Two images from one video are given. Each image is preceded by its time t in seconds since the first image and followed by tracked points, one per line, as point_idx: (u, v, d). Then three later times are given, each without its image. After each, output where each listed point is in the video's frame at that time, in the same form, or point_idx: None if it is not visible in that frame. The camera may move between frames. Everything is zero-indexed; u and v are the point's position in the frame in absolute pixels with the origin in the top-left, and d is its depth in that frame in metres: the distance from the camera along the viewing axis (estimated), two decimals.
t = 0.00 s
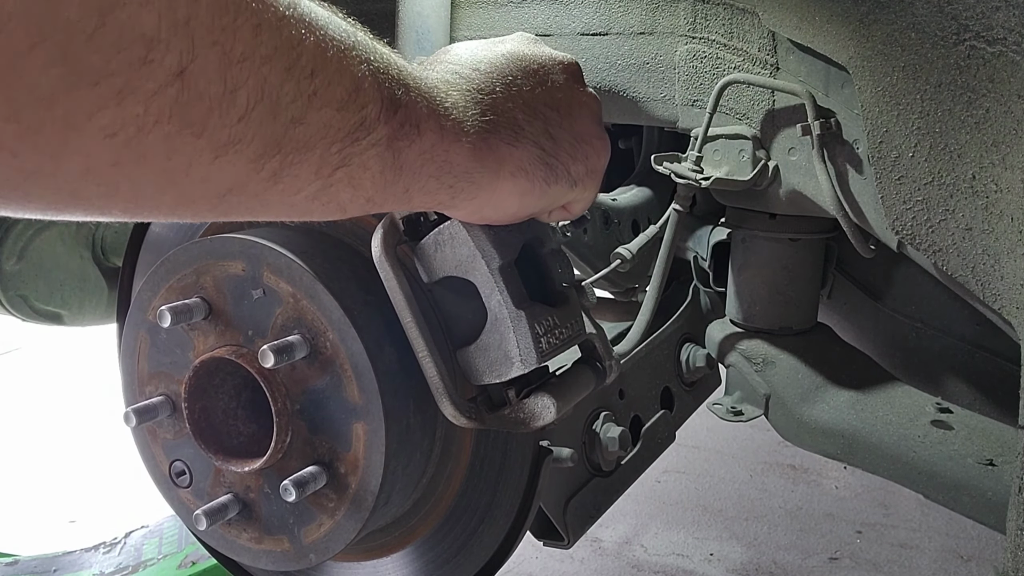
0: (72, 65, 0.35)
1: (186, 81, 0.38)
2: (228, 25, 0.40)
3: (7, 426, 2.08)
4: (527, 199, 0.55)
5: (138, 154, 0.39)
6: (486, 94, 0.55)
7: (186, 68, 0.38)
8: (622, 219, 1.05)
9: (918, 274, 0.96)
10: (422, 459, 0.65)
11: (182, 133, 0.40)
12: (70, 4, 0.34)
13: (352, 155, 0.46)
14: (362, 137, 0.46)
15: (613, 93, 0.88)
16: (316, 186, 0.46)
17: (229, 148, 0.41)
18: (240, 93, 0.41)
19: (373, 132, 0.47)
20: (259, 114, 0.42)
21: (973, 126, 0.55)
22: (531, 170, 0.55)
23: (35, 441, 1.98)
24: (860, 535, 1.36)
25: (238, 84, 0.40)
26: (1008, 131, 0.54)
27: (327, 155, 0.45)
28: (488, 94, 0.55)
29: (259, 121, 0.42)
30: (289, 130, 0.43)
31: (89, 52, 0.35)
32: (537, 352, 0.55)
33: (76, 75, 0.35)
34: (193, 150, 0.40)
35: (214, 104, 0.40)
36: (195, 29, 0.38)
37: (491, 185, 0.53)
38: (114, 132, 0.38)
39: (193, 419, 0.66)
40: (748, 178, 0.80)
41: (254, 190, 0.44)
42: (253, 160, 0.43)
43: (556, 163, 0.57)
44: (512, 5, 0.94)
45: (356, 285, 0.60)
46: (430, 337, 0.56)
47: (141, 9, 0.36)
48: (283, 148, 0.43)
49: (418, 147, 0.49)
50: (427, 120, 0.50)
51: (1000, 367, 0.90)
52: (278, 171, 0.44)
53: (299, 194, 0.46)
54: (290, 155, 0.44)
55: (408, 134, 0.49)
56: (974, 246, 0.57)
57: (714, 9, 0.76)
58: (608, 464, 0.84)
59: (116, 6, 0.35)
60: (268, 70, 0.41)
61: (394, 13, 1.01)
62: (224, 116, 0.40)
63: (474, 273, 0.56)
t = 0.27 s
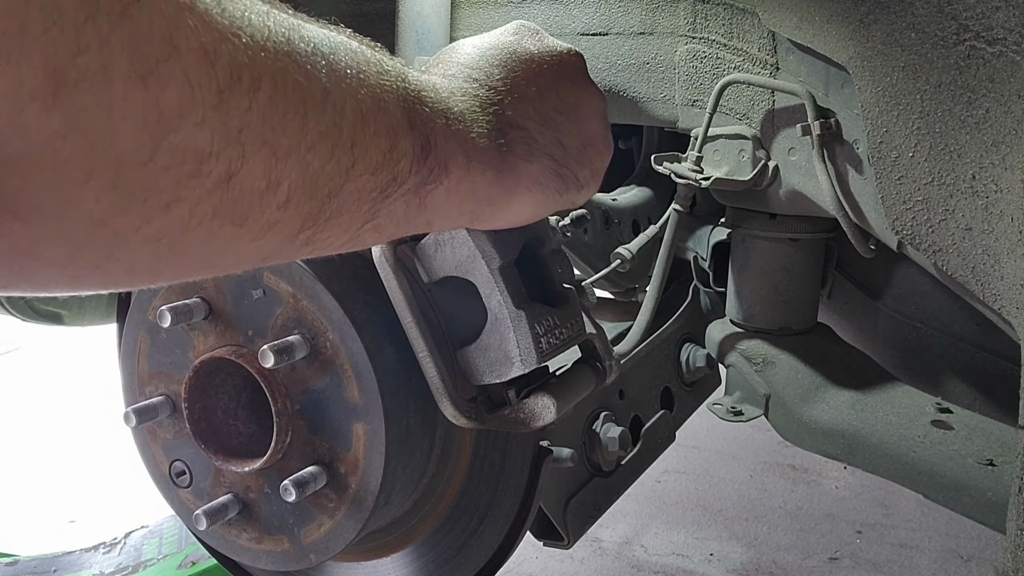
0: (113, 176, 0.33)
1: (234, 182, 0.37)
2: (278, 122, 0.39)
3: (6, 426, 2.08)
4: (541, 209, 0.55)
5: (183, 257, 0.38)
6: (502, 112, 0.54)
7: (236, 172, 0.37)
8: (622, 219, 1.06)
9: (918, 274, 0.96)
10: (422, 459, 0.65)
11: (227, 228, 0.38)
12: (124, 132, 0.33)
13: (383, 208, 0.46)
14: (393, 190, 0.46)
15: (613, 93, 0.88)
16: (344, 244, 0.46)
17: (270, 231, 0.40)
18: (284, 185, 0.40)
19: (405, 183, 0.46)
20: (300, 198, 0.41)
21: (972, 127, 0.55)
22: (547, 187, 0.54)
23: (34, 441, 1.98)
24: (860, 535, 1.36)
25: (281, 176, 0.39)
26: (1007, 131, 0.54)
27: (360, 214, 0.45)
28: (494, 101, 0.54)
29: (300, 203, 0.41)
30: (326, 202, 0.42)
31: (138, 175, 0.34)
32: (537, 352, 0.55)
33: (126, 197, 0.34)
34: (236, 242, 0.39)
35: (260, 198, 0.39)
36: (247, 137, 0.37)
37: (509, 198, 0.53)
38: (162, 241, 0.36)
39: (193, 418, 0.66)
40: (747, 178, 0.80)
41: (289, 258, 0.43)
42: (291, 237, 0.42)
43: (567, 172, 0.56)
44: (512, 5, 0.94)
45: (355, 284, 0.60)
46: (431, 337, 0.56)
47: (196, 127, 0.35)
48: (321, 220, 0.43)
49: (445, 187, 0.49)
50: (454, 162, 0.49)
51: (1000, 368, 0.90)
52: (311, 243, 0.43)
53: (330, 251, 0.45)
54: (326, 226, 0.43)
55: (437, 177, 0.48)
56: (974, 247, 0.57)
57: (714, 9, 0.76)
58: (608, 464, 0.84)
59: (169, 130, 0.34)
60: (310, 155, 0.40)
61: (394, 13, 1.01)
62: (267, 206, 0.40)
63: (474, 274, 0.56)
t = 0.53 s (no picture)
0: (111, 144, 0.33)
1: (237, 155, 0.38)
2: (279, 97, 0.39)
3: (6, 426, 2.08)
4: (540, 205, 0.55)
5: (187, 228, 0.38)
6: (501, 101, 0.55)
7: (238, 143, 0.38)
8: (622, 219, 1.06)
9: (917, 274, 0.96)
10: (421, 459, 0.65)
11: (228, 201, 0.39)
12: (130, 104, 0.33)
13: (384, 188, 0.46)
14: (393, 171, 0.46)
15: (613, 93, 0.88)
16: (344, 223, 0.46)
17: (270, 207, 0.41)
18: (285, 160, 0.40)
19: (403, 164, 0.46)
20: (299, 174, 0.41)
21: (973, 127, 0.55)
22: (545, 178, 0.54)
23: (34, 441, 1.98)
24: (860, 535, 1.36)
25: (282, 151, 0.40)
26: (1008, 131, 0.54)
27: (361, 191, 0.45)
28: (499, 95, 0.55)
29: (300, 178, 0.41)
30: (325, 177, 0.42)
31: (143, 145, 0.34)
32: (537, 352, 0.55)
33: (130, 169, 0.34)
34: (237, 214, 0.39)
35: (260, 171, 0.39)
36: (248, 108, 0.37)
37: (509, 185, 0.52)
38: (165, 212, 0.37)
39: (193, 419, 0.66)
40: (747, 178, 0.80)
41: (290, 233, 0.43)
42: (292, 212, 0.42)
43: (566, 166, 0.56)
44: (512, 5, 0.94)
45: (355, 284, 0.60)
46: (431, 337, 0.56)
47: (197, 97, 0.35)
48: (323, 194, 0.43)
49: (444, 171, 0.49)
50: (454, 147, 0.49)
51: (1000, 368, 0.90)
52: (309, 219, 0.43)
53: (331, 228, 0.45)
54: (326, 200, 0.43)
55: (436, 159, 0.48)
56: (974, 247, 0.57)
57: (714, 9, 0.76)
58: (608, 464, 0.84)
59: (171, 101, 0.34)
60: (311, 131, 0.40)
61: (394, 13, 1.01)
62: (269, 180, 0.40)
63: (474, 274, 0.56)
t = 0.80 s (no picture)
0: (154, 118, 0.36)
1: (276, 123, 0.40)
2: (313, 56, 0.40)
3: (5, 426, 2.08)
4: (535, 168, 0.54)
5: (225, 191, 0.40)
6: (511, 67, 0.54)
7: (276, 108, 0.39)
8: (623, 219, 1.06)
9: (917, 274, 0.96)
10: (421, 459, 0.65)
11: (264, 168, 0.41)
12: (175, 71, 0.36)
13: (402, 150, 0.45)
14: (412, 128, 0.45)
15: (613, 93, 0.88)
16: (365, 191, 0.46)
17: (306, 172, 0.42)
18: (317, 123, 0.41)
19: (419, 120, 0.45)
20: (330, 132, 0.42)
21: (972, 127, 0.55)
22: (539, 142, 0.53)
23: (34, 441, 1.98)
24: (860, 535, 1.36)
25: (316, 111, 0.40)
26: (1007, 131, 0.54)
27: (383, 155, 0.45)
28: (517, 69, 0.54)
29: (331, 141, 0.42)
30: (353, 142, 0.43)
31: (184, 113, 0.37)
32: (537, 352, 0.55)
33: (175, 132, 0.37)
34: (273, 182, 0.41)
35: (293, 134, 0.40)
36: (283, 70, 0.39)
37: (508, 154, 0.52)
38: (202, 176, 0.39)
39: (193, 419, 0.66)
40: (747, 178, 0.80)
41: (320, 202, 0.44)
42: (322, 176, 0.43)
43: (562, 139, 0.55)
44: (512, 6, 0.94)
45: (356, 285, 0.60)
46: (431, 338, 0.56)
47: (239, 62, 0.37)
48: (351, 161, 0.43)
49: (451, 125, 0.47)
50: (460, 95, 0.47)
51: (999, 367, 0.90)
52: (339, 185, 0.44)
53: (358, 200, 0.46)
54: (354, 166, 0.44)
55: (446, 112, 0.46)
56: (974, 247, 0.57)
57: (714, 9, 0.76)
58: (608, 464, 0.84)
59: (215, 65, 0.37)
60: (341, 92, 0.41)
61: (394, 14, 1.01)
62: (302, 143, 0.41)
63: (474, 274, 0.55)
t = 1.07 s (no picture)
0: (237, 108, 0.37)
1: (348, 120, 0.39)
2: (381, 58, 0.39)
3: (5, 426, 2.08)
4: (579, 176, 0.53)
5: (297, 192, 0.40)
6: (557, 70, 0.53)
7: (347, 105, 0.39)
8: (623, 219, 1.06)
9: (917, 275, 0.96)
10: (422, 459, 0.65)
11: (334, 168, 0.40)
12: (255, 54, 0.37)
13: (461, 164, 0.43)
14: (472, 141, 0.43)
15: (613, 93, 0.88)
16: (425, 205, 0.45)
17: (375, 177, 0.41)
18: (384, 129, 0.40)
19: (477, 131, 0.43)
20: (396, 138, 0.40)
21: (972, 127, 0.55)
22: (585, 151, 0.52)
23: (33, 442, 1.98)
24: (860, 535, 1.36)
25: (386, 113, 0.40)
26: (1007, 132, 0.54)
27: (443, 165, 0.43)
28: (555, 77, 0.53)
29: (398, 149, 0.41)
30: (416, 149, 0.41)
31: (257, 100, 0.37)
32: (537, 352, 0.55)
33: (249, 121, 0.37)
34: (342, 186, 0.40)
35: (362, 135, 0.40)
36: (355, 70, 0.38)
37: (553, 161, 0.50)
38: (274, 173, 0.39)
39: (194, 419, 0.66)
40: (747, 178, 0.80)
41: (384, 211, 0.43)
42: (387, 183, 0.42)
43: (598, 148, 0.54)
44: (511, 6, 0.94)
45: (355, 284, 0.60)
46: (432, 338, 0.56)
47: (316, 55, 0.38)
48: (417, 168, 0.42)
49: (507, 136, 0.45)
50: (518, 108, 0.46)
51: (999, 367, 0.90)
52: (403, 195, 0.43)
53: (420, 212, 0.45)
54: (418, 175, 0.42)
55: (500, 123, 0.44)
56: (974, 247, 0.57)
57: (714, 9, 0.76)
58: (608, 464, 0.84)
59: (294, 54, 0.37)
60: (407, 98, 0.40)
61: (394, 14, 1.01)
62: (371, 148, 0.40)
63: (475, 274, 0.56)
